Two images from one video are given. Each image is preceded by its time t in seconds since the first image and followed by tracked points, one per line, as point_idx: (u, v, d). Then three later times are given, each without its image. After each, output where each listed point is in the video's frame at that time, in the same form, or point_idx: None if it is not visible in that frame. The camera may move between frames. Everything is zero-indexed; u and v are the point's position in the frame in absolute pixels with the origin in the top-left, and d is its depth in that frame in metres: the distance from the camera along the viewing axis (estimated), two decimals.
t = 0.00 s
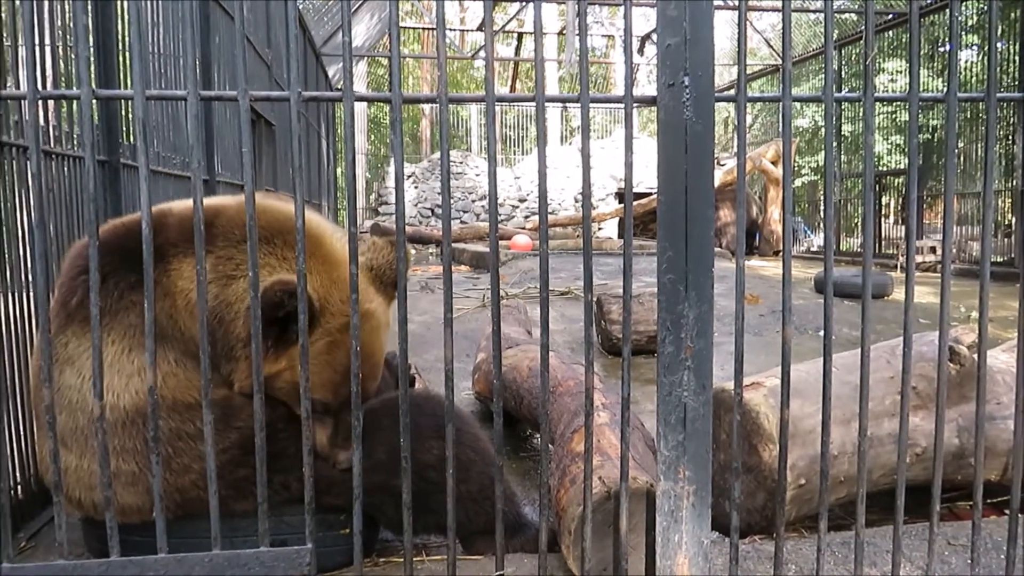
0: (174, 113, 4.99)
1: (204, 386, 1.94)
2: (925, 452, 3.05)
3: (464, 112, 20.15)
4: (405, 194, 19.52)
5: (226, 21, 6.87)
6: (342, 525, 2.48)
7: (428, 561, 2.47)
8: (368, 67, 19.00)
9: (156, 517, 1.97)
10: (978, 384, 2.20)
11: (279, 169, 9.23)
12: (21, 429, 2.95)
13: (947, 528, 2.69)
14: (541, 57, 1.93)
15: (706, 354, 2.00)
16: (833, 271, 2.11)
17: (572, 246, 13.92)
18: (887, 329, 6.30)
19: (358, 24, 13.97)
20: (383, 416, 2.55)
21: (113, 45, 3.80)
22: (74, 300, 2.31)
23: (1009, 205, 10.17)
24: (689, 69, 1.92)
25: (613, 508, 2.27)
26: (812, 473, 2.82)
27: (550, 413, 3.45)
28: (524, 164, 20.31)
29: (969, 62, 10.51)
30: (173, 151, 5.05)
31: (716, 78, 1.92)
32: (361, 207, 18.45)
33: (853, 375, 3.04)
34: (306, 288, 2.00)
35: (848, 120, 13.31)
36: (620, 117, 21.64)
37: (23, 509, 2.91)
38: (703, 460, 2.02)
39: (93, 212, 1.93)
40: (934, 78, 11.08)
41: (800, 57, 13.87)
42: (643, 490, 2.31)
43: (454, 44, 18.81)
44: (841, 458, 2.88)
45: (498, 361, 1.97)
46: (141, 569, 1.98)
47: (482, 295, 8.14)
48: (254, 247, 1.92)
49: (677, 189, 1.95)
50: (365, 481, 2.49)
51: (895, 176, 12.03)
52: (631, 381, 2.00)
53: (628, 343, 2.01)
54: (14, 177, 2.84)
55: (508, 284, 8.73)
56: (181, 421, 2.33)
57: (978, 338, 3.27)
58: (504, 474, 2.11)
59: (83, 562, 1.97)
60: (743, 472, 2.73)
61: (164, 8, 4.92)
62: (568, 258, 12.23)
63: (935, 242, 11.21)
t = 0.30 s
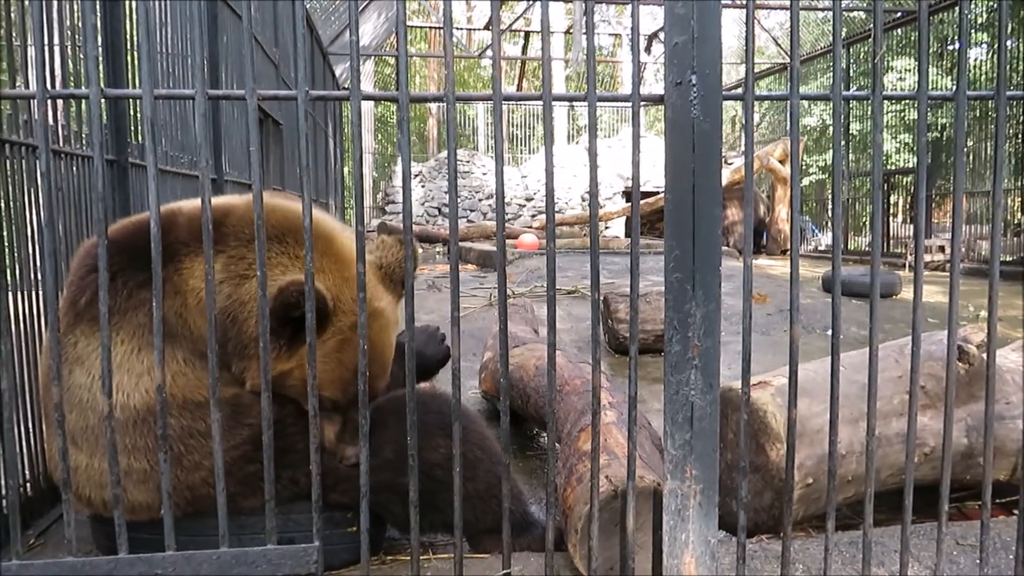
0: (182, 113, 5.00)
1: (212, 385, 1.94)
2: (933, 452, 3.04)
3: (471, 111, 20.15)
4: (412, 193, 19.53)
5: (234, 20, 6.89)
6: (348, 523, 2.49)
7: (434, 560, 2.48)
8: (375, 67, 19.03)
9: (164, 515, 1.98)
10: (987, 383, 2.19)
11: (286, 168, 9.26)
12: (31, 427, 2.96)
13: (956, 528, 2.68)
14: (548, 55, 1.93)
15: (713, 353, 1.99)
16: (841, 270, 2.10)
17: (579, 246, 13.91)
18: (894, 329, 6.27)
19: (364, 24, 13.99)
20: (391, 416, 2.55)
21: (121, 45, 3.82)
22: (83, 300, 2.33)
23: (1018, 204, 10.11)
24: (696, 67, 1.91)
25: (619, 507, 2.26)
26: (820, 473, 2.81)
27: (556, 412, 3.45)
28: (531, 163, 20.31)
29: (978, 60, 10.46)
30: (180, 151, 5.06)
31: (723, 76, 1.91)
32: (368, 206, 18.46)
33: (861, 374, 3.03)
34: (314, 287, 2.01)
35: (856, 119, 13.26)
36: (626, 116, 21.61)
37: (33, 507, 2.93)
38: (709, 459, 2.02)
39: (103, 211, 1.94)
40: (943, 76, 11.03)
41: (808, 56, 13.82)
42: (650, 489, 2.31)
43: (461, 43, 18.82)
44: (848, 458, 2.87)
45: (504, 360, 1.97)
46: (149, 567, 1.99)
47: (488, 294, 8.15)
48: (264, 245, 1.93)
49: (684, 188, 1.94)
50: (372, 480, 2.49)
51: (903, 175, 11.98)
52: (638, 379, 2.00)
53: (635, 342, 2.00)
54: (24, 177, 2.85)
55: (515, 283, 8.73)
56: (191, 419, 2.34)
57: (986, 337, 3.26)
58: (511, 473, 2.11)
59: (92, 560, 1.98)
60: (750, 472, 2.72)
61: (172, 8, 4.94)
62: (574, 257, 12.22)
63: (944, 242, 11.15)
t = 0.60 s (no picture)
0: (188, 112, 5.01)
1: (220, 384, 1.95)
2: (939, 453, 3.03)
3: (477, 110, 20.14)
4: (418, 192, 19.53)
5: (241, 20, 6.90)
6: (354, 522, 2.51)
7: (440, 559, 2.48)
8: (381, 65, 19.05)
9: (171, 513, 1.99)
10: (994, 384, 2.18)
11: (293, 168, 9.28)
12: (39, 425, 2.98)
13: (962, 529, 2.67)
14: (555, 54, 1.93)
15: (718, 352, 2.00)
16: (848, 270, 2.09)
17: (584, 245, 13.90)
18: (901, 329, 6.25)
19: (371, 22, 13.99)
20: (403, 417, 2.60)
21: (128, 44, 3.83)
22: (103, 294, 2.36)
23: None
24: (702, 66, 1.91)
25: (625, 506, 2.27)
26: (826, 473, 2.81)
27: (562, 411, 3.45)
28: (537, 163, 20.29)
29: (986, 58, 10.41)
30: (187, 150, 5.07)
31: (730, 75, 1.91)
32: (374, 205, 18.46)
33: (867, 375, 3.02)
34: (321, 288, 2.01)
35: (863, 118, 13.21)
36: (633, 115, 21.58)
37: (40, 504, 2.94)
38: (714, 459, 2.02)
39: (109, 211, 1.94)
40: (951, 74, 10.98)
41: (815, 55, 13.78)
42: (655, 489, 2.31)
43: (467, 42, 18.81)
44: (855, 458, 2.86)
45: (510, 359, 1.97)
46: (156, 565, 2.00)
47: (494, 293, 8.15)
48: (269, 244, 1.93)
49: (690, 187, 1.94)
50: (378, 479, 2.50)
51: (910, 174, 11.94)
52: (644, 379, 1.99)
53: (640, 341, 2.00)
54: (31, 176, 2.87)
55: (520, 283, 8.73)
56: (203, 417, 2.34)
57: (994, 337, 3.24)
58: (516, 472, 2.11)
59: (99, 557, 1.99)
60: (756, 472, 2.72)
61: (179, 8, 4.95)
62: (580, 256, 12.21)
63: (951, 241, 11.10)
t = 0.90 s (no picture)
0: (192, 111, 5.01)
1: (222, 383, 1.94)
2: (943, 453, 3.02)
3: (480, 110, 20.13)
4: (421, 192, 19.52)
5: (244, 20, 6.90)
6: (357, 522, 2.50)
7: (442, 558, 2.48)
8: (384, 65, 19.04)
9: (173, 513, 1.99)
10: (998, 384, 2.17)
11: (296, 167, 9.27)
12: (43, 424, 2.97)
13: (966, 530, 2.66)
14: (558, 54, 1.92)
15: (721, 352, 1.99)
16: (851, 270, 2.09)
17: (587, 245, 13.90)
18: (905, 329, 6.24)
19: (374, 22, 13.99)
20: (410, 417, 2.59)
21: (132, 44, 3.83)
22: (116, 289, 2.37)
23: None
24: (706, 66, 1.91)
25: (627, 507, 2.27)
26: (829, 473, 2.80)
27: (565, 411, 3.45)
28: (540, 163, 20.27)
29: (990, 58, 10.38)
30: (191, 149, 5.08)
31: (733, 75, 1.91)
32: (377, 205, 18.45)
33: (870, 375, 3.01)
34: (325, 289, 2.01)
35: (866, 118, 13.18)
36: (635, 115, 21.56)
37: (43, 504, 2.95)
38: (717, 459, 2.02)
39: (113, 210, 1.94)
40: (955, 74, 10.95)
41: (818, 54, 13.75)
42: (658, 489, 2.31)
43: (470, 42, 18.80)
44: (858, 458, 2.86)
45: (512, 359, 1.96)
46: (158, 564, 2.00)
47: (497, 293, 8.15)
48: (271, 244, 1.92)
49: (693, 186, 1.94)
50: (381, 478, 2.50)
51: (914, 174, 11.92)
52: (646, 379, 1.99)
53: (643, 341, 2.00)
54: (35, 176, 2.87)
55: (523, 282, 8.73)
56: (210, 413, 2.35)
57: (998, 338, 3.23)
58: (519, 472, 2.10)
59: (102, 557, 2.00)
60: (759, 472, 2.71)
61: (182, 9, 4.95)
62: (582, 256, 12.20)
63: (955, 241, 11.07)
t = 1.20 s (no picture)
0: (194, 111, 5.02)
1: (223, 381, 1.94)
2: (945, 454, 3.01)
3: (482, 109, 20.13)
4: (423, 191, 19.52)
5: (246, 19, 6.91)
6: (358, 521, 2.50)
7: (444, 558, 2.48)
8: (386, 65, 19.05)
9: (175, 511, 1.99)
10: (1001, 384, 2.16)
11: (298, 167, 9.29)
12: (45, 423, 2.98)
13: (968, 531, 2.66)
14: (560, 54, 1.92)
15: (723, 352, 1.99)
16: (853, 270, 2.08)
17: (589, 244, 13.89)
18: (907, 329, 6.23)
19: (376, 22, 13.99)
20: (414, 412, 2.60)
21: (135, 43, 3.83)
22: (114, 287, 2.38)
23: None
24: (708, 65, 1.91)
25: (628, 507, 2.27)
26: (831, 473, 2.80)
27: (566, 410, 3.45)
28: (542, 162, 20.26)
29: (993, 58, 10.37)
30: (193, 149, 5.08)
31: (736, 75, 1.91)
32: (379, 204, 18.44)
33: (872, 375, 3.00)
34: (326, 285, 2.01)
35: (869, 118, 13.17)
36: (638, 114, 21.55)
37: (45, 502, 2.95)
38: (719, 459, 2.02)
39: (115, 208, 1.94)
40: (957, 75, 10.94)
41: (820, 54, 13.74)
42: (659, 489, 2.31)
43: (473, 41, 18.81)
44: (859, 459, 2.86)
45: (514, 358, 1.96)
46: (160, 562, 2.00)
47: (499, 292, 8.14)
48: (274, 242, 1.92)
49: (696, 185, 1.93)
50: (383, 477, 2.50)
51: (916, 174, 11.90)
52: (648, 379, 1.99)
53: (645, 341, 2.00)
54: (37, 175, 2.88)
55: (525, 282, 8.72)
56: (212, 409, 2.35)
57: (1001, 338, 3.22)
58: (520, 471, 2.10)
59: (104, 555, 2.00)
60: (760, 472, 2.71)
61: (185, 8, 4.95)
62: (584, 256, 12.19)
63: (957, 241, 11.06)
